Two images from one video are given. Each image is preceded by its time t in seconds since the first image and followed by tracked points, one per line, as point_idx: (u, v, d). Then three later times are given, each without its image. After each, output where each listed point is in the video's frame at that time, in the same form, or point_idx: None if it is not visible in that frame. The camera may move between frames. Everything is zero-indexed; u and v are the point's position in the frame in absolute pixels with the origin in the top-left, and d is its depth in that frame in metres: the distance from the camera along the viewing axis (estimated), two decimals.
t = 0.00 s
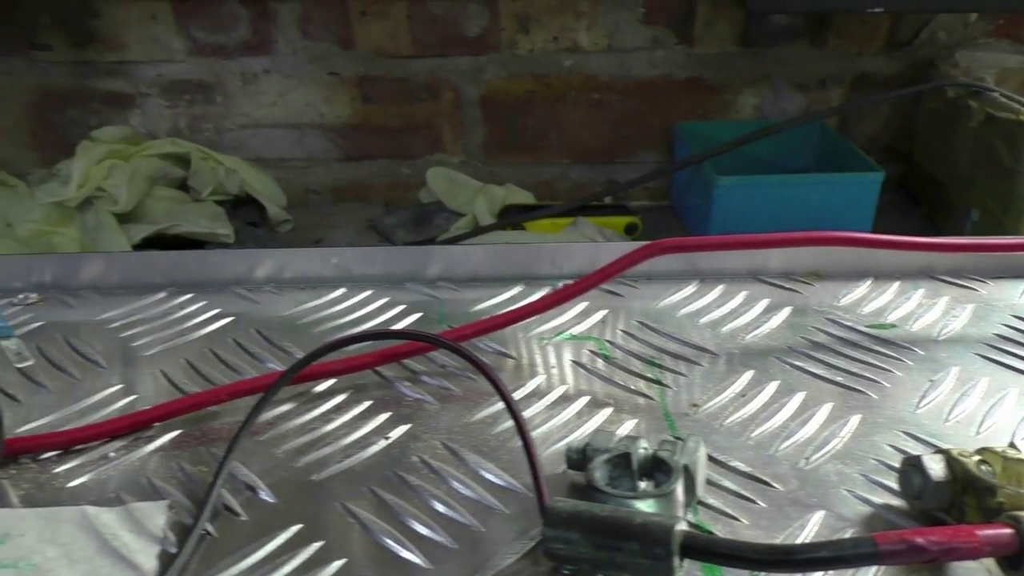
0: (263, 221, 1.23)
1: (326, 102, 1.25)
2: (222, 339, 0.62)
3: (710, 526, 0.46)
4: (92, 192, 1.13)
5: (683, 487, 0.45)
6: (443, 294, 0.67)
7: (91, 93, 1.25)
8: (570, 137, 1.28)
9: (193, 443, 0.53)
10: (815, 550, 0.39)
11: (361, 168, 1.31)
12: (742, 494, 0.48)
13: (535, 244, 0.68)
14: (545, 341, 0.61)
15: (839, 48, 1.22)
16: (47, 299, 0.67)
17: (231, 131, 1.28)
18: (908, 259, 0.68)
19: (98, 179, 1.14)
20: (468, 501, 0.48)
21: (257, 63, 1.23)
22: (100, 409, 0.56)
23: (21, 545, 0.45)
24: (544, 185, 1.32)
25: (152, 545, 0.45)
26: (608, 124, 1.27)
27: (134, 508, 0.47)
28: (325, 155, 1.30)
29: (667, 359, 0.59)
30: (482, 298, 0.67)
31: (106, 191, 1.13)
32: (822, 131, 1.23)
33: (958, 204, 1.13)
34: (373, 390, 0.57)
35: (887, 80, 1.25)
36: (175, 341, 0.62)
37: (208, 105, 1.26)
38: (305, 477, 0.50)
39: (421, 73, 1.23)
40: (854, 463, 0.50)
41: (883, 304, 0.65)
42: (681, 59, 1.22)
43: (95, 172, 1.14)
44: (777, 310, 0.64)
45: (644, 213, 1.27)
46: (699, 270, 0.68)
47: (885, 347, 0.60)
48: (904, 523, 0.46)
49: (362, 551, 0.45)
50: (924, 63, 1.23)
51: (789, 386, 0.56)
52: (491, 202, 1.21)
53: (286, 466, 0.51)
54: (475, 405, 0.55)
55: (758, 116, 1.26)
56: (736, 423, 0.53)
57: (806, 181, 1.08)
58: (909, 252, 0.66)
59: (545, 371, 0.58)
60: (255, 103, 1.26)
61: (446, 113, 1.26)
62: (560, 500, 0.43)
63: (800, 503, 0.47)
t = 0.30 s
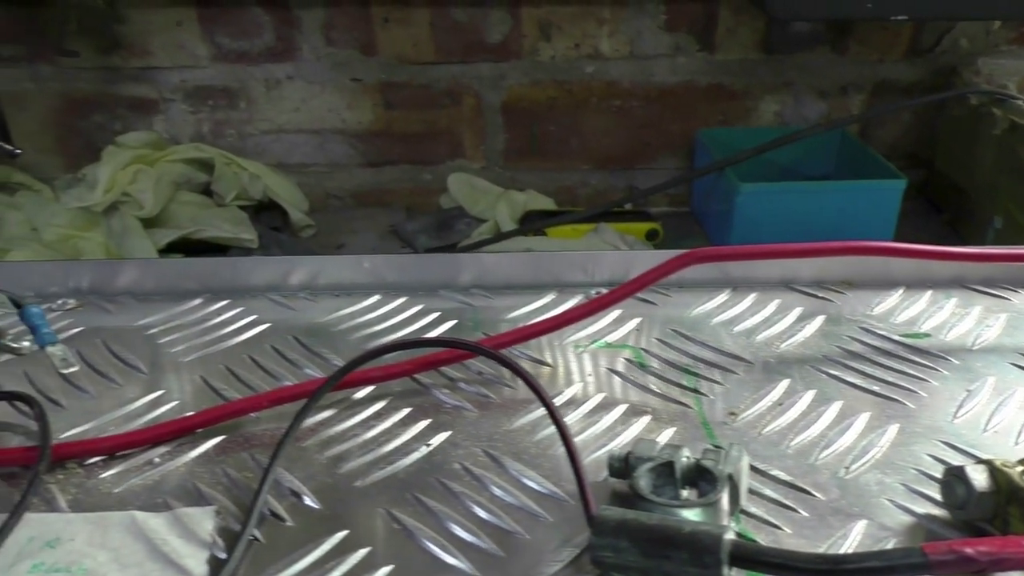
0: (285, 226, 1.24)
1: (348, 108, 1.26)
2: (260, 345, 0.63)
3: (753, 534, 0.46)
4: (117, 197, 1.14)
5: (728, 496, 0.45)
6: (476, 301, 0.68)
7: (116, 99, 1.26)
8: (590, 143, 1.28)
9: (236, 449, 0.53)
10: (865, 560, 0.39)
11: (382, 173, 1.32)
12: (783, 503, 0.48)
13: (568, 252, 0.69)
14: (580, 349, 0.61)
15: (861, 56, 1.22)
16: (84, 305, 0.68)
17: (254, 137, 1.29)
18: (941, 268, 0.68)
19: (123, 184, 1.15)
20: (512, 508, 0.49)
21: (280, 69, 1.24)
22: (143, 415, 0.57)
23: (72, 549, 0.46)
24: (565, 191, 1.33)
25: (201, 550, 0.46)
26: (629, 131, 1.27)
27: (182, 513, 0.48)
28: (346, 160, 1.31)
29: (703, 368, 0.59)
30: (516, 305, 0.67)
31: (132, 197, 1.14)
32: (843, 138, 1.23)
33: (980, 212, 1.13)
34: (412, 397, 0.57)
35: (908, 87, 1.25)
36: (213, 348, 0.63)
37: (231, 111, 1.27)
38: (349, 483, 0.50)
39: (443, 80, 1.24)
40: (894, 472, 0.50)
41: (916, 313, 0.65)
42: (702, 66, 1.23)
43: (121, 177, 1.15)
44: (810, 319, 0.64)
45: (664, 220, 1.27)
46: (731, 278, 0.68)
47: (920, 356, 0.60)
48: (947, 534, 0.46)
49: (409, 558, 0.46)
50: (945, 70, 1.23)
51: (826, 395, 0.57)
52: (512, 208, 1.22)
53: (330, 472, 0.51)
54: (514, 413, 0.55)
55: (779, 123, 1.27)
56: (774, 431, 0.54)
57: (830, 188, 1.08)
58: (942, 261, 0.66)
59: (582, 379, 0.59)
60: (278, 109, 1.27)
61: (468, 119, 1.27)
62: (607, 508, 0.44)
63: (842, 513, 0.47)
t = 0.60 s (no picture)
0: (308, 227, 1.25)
1: (371, 110, 1.27)
2: (300, 346, 0.63)
3: (800, 536, 0.46)
4: (143, 198, 1.15)
5: (776, 497, 0.46)
6: (512, 303, 0.68)
7: (141, 101, 1.27)
8: (612, 146, 1.29)
9: (281, 448, 0.54)
10: (918, 562, 0.39)
11: (404, 176, 1.32)
12: (828, 505, 0.48)
13: (603, 255, 0.69)
14: (618, 351, 0.62)
15: (883, 60, 1.22)
16: (123, 304, 0.69)
17: (277, 138, 1.29)
18: (976, 273, 0.68)
19: (149, 185, 1.16)
20: (557, 508, 0.49)
21: (304, 72, 1.25)
22: (187, 414, 0.57)
23: (124, 545, 0.47)
24: (586, 194, 1.33)
25: (252, 547, 0.47)
26: (650, 134, 1.28)
27: (232, 511, 0.48)
28: (369, 162, 1.31)
29: (741, 371, 0.59)
30: (551, 307, 0.68)
31: (157, 198, 1.15)
32: (865, 142, 1.24)
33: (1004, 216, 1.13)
34: (452, 398, 0.58)
35: (930, 91, 1.25)
36: (253, 348, 0.63)
37: (255, 113, 1.28)
38: (395, 482, 0.51)
39: (466, 82, 1.25)
40: (937, 475, 0.50)
41: (951, 317, 0.65)
42: (724, 70, 1.23)
43: (146, 179, 1.16)
44: (846, 322, 0.65)
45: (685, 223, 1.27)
46: (765, 282, 0.69)
47: (957, 360, 0.60)
48: (994, 537, 0.46)
49: (457, 556, 0.46)
50: (968, 74, 1.23)
51: (865, 399, 0.57)
52: (534, 211, 1.23)
53: (375, 471, 0.52)
54: (555, 414, 0.56)
55: (801, 127, 1.27)
56: (816, 434, 0.54)
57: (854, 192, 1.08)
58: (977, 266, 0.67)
59: (620, 381, 0.59)
60: (301, 111, 1.27)
61: (490, 121, 1.27)
62: (657, 509, 0.44)
63: (886, 515, 0.48)
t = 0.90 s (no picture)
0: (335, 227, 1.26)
1: (398, 111, 1.27)
2: (347, 342, 0.64)
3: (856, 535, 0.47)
4: (174, 197, 1.15)
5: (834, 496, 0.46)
6: (555, 302, 0.69)
7: (171, 100, 1.27)
8: (638, 148, 1.29)
9: (334, 442, 0.54)
10: (981, 559, 0.40)
11: (430, 176, 1.33)
12: (882, 504, 0.49)
13: (645, 254, 0.70)
14: (663, 350, 0.62)
15: (911, 62, 1.23)
16: (170, 301, 0.70)
17: (305, 138, 1.30)
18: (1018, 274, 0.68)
19: (180, 184, 1.17)
20: (612, 503, 0.50)
21: (332, 72, 1.25)
22: (239, 408, 0.58)
23: (186, 536, 0.47)
24: (612, 195, 1.33)
25: (312, 539, 0.47)
26: (677, 136, 1.28)
27: (290, 504, 0.49)
28: (395, 162, 1.32)
29: (787, 370, 0.60)
30: (594, 306, 0.68)
31: (188, 197, 1.16)
32: (892, 145, 1.24)
33: None
34: (501, 395, 0.58)
35: (957, 94, 1.25)
36: (300, 344, 0.64)
37: (283, 113, 1.28)
38: (450, 477, 0.51)
39: (493, 83, 1.25)
40: (990, 475, 0.50)
41: (995, 319, 0.65)
42: (751, 72, 1.23)
43: (177, 177, 1.17)
44: (889, 323, 0.65)
45: (711, 225, 1.28)
46: (807, 282, 0.69)
47: (1003, 361, 0.60)
48: None
49: (515, 550, 0.47)
50: (996, 78, 1.23)
51: (913, 399, 0.57)
52: (561, 211, 1.23)
53: (429, 466, 0.52)
54: (605, 411, 0.56)
55: (827, 129, 1.27)
56: (866, 434, 0.54)
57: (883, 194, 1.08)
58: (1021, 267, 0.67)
59: (667, 380, 0.59)
60: (329, 111, 1.28)
61: (517, 122, 1.28)
62: (717, 505, 0.44)
63: (941, 514, 0.48)
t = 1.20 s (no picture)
0: (359, 226, 1.26)
1: (422, 111, 1.28)
2: (386, 339, 0.65)
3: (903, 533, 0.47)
4: (201, 196, 1.16)
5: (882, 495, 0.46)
6: (591, 301, 0.69)
7: (197, 100, 1.28)
8: (661, 149, 1.29)
9: (379, 438, 0.55)
10: None
11: (453, 176, 1.33)
12: (928, 503, 0.49)
13: (681, 254, 0.70)
14: (701, 349, 0.62)
15: (936, 65, 1.23)
16: (209, 298, 0.70)
17: (329, 138, 1.31)
18: None
19: (207, 184, 1.17)
20: (657, 500, 0.50)
21: (357, 72, 1.26)
22: (282, 403, 0.59)
23: (237, 530, 0.48)
24: (634, 197, 1.34)
25: (362, 533, 0.48)
26: (700, 137, 1.28)
27: (339, 499, 0.50)
28: (418, 163, 1.32)
29: (827, 370, 0.60)
30: (631, 305, 0.68)
31: (215, 196, 1.17)
32: (917, 147, 1.24)
33: None
34: (542, 392, 0.59)
35: (982, 96, 1.25)
36: (340, 341, 0.65)
37: (308, 113, 1.29)
38: (494, 474, 0.52)
39: (517, 84, 1.26)
40: None
41: None
42: (775, 73, 1.24)
43: (204, 177, 1.18)
44: (927, 324, 0.65)
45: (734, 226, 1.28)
46: (843, 283, 0.69)
47: None
48: None
49: (564, 546, 0.47)
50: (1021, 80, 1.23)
51: (954, 399, 0.57)
52: (584, 212, 1.23)
53: (474, 463, 0.53)
54: (646, 410, 0.57)
55: (851, 131, 1.27)
56: (909, 433, 0.54)
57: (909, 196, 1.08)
58: None
59: (707, 379, 0.60)
60: (354, 111, 1.28)
61: (540, 123, 1.28)
62: (766, 503, 0.45)
63: (988, 513, 0.48)
